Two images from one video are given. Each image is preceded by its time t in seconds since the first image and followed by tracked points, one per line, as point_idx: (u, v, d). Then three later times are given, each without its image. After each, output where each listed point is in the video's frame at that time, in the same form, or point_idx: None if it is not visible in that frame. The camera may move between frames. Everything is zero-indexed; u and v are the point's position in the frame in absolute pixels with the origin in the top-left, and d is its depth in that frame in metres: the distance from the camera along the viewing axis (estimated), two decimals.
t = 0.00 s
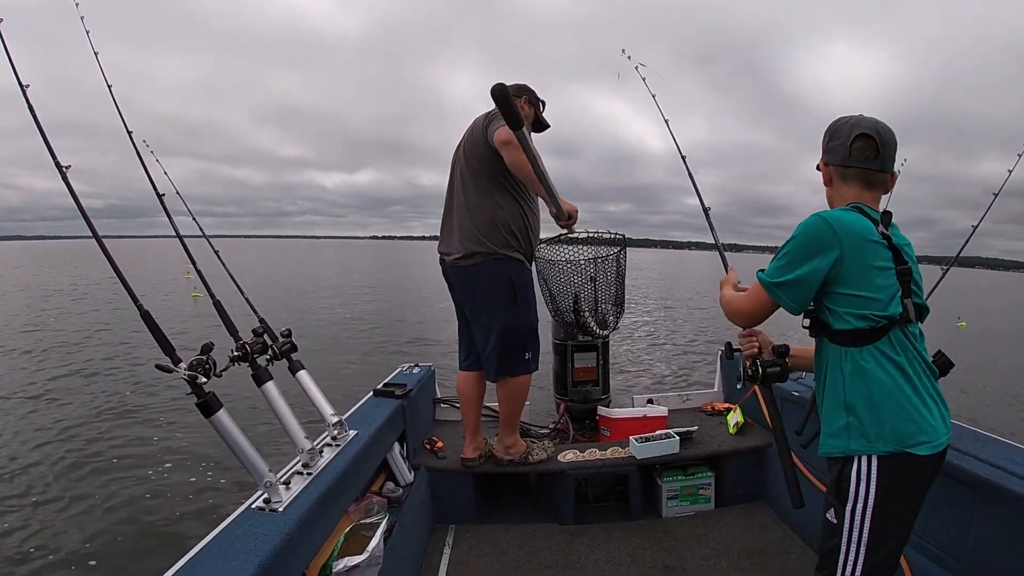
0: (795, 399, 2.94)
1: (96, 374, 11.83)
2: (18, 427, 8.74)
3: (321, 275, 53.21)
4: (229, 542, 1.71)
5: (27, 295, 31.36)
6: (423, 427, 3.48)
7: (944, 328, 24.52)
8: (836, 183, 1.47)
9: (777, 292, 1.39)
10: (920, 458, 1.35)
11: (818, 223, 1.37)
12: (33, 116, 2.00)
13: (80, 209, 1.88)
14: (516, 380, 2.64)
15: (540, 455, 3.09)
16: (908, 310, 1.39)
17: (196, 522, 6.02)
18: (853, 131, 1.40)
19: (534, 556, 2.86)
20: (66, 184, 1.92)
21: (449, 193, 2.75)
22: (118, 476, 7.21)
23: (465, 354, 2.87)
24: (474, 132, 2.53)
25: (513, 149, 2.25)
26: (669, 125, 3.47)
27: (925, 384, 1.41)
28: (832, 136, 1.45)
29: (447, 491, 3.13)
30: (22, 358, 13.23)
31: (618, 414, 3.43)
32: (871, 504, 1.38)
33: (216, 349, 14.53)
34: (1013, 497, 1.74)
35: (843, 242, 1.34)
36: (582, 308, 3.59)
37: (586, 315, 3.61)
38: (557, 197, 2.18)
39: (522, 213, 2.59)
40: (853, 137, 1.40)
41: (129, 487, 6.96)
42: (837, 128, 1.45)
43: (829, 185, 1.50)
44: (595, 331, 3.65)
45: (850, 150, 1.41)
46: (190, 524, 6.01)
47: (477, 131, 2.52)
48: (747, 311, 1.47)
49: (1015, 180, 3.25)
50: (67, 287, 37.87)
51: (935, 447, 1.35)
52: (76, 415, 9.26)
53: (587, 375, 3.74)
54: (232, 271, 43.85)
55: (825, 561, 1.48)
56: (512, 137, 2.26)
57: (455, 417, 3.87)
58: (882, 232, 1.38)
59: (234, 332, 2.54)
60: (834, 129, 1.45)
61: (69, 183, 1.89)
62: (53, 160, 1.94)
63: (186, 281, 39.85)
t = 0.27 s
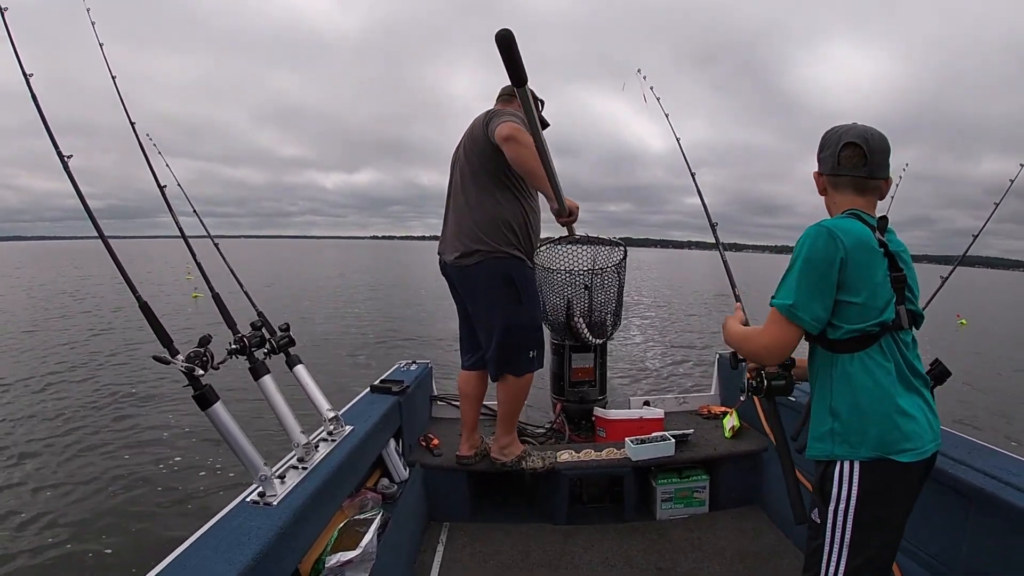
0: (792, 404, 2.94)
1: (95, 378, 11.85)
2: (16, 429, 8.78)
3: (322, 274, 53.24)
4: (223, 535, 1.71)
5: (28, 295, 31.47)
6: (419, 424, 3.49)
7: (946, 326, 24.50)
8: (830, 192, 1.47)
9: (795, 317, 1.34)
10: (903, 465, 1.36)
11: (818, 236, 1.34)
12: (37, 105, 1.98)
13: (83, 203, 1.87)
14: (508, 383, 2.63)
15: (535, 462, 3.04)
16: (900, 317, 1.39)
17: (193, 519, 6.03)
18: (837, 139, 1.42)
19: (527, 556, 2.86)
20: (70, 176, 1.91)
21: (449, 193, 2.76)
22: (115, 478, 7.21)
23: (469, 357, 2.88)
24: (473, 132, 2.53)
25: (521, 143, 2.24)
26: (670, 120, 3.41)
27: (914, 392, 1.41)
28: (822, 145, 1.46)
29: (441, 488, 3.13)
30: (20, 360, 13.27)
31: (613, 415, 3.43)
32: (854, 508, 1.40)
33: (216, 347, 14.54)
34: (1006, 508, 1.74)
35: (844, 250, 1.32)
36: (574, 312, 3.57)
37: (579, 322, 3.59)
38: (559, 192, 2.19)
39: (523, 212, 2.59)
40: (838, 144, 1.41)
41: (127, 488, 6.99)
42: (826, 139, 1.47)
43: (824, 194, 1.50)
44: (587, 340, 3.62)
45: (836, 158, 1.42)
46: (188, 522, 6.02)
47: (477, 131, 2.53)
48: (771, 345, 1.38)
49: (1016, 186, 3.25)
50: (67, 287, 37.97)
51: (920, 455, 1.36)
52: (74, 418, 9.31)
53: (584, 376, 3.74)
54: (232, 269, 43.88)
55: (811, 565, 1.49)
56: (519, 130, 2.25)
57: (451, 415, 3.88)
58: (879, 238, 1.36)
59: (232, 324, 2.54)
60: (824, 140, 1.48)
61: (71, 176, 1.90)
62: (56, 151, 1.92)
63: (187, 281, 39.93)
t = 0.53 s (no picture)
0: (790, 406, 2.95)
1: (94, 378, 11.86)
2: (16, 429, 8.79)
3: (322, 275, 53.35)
4: (219, 531, 1.71)
5: (29, 300, 31.57)
6: (418, 421, 3.49)
7: (946, 321, 24.55)
8: (824, 194, 1.47)
9: (839, 315, 1.23)
10: (889, 467, 1.36)
11: (831, 236, 1.30)
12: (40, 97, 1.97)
13: (84, 196, 1.85)
14: (520, 400, 2.57)
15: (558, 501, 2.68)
16: (892, 321, 1.38)
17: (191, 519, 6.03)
18: (828, 142, 1.42)
19: (523, 556, 2.85)
20: (71, 170, 1.90)
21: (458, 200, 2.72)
22: (114, 477, 7.21)
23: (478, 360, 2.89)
24: (487, 140, 2.50)
25: (541, 150, 2.23)
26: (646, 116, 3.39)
27: (902, 396, 1.41)
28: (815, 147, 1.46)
29: (438, 487, 3.13)
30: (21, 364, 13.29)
31: (612, 416, 3.43)
32: (840, 508, 1.40)
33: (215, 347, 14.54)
34: (1002, 512, 1.75)
35: (856, 252, 1.30)
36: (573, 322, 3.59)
37: (577, 336, 3.58)
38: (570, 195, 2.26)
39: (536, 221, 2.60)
40: (830, 146, 1.42)
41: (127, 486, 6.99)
42: (817, 140, 1.47)
43: (818, 196, 1.50)
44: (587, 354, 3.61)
45: (830, 159, 1.42)
46: (186, 523, 6.02)
47: (492, 138, 2.49)
48: (840, 349, 1.22)
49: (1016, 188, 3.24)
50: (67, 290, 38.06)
51: (905, 458, 1.36)
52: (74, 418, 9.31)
53: (583, 377, 3.74)
54: (233, 271, 43.91)
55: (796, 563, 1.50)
56: (538, 135, 2.24)
57: (449, 414, 3.88)
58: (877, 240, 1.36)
59: (231, 320, 2.54)
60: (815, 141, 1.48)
61: (75, 174, 1.85)
62: (58, 146, 1.89)
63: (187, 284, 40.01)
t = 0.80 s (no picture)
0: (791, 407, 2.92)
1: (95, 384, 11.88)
2: (16, 436, 8.81)
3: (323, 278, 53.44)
4: (219, 531, 1.71)
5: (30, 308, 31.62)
6: (418, 420, 3.49)
7: (947, 315, 24.53)
8: (829, 191, 1.47)
9: (864, 314, 1.18)
10: (891, 465, 1.36)
11: (843, 236, 1.26)
12: (40, 99, 1.97)
13: (84, 195, 1.85)
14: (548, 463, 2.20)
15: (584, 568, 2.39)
16: (898, 319, 1.37)
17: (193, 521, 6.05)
18: (838, 139, 1.41)
19: (523, 556, 2.85)
20: (71, 172, 1.90)
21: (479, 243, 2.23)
22: (115, 482, 7.23)
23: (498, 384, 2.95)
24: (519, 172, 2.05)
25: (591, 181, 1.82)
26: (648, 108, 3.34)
27: (905, 395, 1.41)
28: (823, 145, 1.46)
29: (438, 486, 3.14)
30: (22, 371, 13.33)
31: (612, 416, 3.43)
32: (842, 504, 1.39)
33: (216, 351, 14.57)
34: (1003, 512, 1.75)
35: (867, 249, 1.26)
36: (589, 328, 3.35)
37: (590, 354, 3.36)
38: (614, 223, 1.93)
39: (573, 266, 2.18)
40: (839, 144, 1.41)
41: (128, 491, 7.00)
42: (824, 137, 1.46)
43: (822, 193, 1.50)
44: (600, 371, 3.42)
45: (838, 157, 1.41)
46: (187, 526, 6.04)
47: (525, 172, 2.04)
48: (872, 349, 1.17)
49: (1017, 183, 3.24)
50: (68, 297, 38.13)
51: (907, 456, 1.36)
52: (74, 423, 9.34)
53: (583, 376, 3.74)
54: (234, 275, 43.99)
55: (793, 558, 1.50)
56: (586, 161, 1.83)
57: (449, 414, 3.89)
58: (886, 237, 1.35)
59: (231, 319, 2.54)
60: (821, 138, 1.47)
61: (76, 175, 1.87)
62: (58, 148, 1.89)
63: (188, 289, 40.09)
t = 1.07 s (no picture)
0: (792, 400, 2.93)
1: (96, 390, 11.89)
2: (17, 442, 8.81)
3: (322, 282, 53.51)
4: (223, 535, 1.71)
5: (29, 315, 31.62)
6: (420, 421, 3.49)
7: (946, 309, 24.53)
8: (843, 186, 1.34)
9: (884, 306, 1.16)
10: (913, 457, 1.36)
11: (867, 228, 1.23)
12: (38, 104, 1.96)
13: (84, 202, 1.83)
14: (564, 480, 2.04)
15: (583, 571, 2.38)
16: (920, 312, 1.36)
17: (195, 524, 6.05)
18: (867, 132, 1.30)
19: (527, 556, 2.85)
20: (70, 176, 1.88)
21: (506, 257, 2.03)
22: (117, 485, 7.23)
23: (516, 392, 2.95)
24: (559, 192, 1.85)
25: (643, 240, 1.69)
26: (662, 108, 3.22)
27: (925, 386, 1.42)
28: (839, 137, 1.33)
29: (441, 487, 3.13)
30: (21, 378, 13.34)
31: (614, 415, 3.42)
32: (863, 495, 1.39)
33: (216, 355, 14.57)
34: (1004, 505, 1.75)
35: (891, 244, 1.22)
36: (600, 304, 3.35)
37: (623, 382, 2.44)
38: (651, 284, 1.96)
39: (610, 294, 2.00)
40: (869, 137, 1.29)
41: (128, 492, 7.00)
42: (844, 129, 1.33)
43: (831, 190, 1.36)
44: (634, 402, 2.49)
45: (867, 152, 1.29)
46: (190, 528, 6.04)
47: (567, 190, 1.84)
48: (886, 343, 1.16)
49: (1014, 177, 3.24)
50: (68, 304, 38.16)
51: (927, 448, 1.37)
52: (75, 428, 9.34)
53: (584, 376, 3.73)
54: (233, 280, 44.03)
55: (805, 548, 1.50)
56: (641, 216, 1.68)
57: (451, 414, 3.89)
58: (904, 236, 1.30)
59: (232, 322, 2.53)
60: (840, 130, 1.33)
61: (74, 178, 1.85)
62: (56, 151, 1.88)
63: (188, 294, 40.15)
